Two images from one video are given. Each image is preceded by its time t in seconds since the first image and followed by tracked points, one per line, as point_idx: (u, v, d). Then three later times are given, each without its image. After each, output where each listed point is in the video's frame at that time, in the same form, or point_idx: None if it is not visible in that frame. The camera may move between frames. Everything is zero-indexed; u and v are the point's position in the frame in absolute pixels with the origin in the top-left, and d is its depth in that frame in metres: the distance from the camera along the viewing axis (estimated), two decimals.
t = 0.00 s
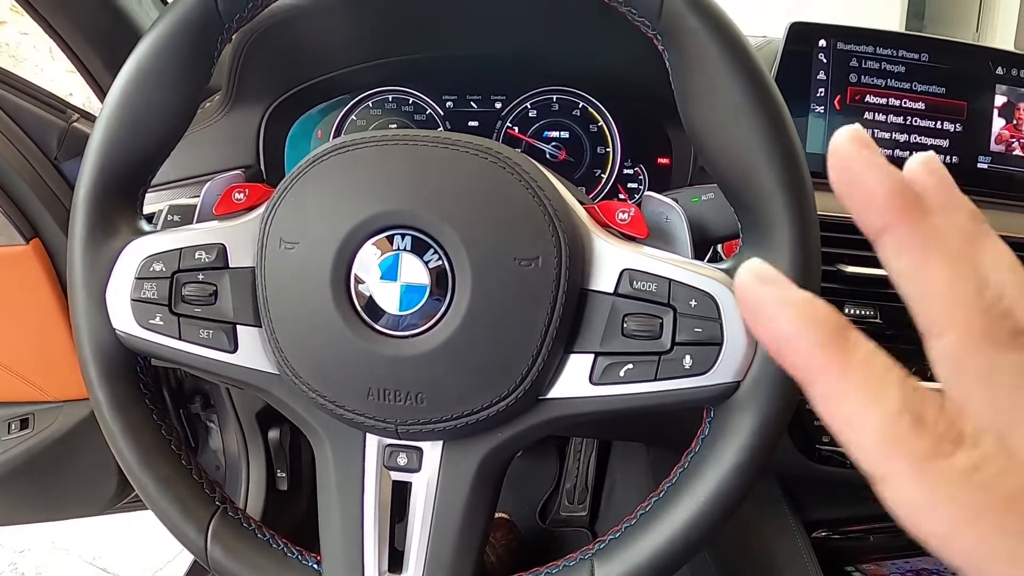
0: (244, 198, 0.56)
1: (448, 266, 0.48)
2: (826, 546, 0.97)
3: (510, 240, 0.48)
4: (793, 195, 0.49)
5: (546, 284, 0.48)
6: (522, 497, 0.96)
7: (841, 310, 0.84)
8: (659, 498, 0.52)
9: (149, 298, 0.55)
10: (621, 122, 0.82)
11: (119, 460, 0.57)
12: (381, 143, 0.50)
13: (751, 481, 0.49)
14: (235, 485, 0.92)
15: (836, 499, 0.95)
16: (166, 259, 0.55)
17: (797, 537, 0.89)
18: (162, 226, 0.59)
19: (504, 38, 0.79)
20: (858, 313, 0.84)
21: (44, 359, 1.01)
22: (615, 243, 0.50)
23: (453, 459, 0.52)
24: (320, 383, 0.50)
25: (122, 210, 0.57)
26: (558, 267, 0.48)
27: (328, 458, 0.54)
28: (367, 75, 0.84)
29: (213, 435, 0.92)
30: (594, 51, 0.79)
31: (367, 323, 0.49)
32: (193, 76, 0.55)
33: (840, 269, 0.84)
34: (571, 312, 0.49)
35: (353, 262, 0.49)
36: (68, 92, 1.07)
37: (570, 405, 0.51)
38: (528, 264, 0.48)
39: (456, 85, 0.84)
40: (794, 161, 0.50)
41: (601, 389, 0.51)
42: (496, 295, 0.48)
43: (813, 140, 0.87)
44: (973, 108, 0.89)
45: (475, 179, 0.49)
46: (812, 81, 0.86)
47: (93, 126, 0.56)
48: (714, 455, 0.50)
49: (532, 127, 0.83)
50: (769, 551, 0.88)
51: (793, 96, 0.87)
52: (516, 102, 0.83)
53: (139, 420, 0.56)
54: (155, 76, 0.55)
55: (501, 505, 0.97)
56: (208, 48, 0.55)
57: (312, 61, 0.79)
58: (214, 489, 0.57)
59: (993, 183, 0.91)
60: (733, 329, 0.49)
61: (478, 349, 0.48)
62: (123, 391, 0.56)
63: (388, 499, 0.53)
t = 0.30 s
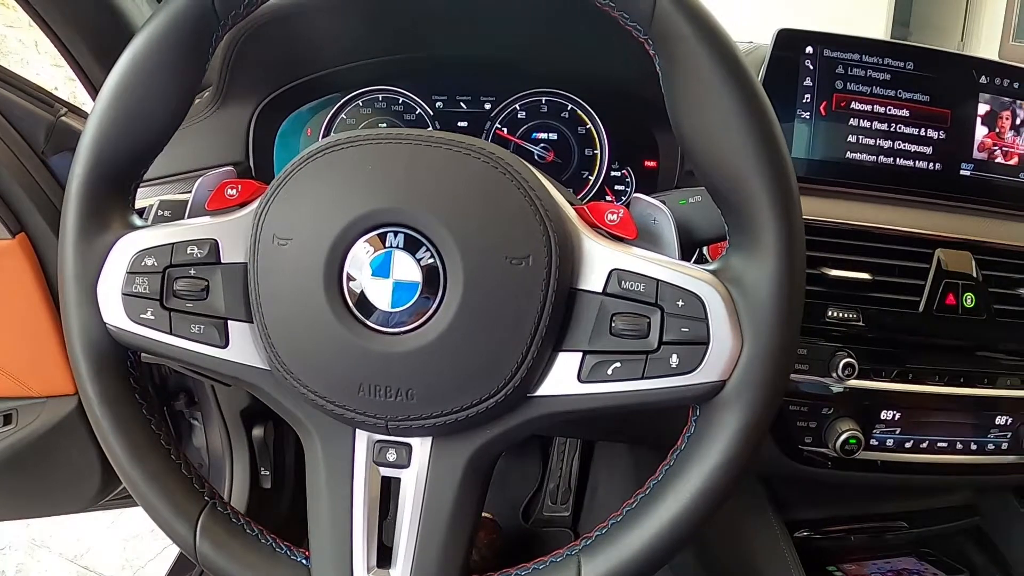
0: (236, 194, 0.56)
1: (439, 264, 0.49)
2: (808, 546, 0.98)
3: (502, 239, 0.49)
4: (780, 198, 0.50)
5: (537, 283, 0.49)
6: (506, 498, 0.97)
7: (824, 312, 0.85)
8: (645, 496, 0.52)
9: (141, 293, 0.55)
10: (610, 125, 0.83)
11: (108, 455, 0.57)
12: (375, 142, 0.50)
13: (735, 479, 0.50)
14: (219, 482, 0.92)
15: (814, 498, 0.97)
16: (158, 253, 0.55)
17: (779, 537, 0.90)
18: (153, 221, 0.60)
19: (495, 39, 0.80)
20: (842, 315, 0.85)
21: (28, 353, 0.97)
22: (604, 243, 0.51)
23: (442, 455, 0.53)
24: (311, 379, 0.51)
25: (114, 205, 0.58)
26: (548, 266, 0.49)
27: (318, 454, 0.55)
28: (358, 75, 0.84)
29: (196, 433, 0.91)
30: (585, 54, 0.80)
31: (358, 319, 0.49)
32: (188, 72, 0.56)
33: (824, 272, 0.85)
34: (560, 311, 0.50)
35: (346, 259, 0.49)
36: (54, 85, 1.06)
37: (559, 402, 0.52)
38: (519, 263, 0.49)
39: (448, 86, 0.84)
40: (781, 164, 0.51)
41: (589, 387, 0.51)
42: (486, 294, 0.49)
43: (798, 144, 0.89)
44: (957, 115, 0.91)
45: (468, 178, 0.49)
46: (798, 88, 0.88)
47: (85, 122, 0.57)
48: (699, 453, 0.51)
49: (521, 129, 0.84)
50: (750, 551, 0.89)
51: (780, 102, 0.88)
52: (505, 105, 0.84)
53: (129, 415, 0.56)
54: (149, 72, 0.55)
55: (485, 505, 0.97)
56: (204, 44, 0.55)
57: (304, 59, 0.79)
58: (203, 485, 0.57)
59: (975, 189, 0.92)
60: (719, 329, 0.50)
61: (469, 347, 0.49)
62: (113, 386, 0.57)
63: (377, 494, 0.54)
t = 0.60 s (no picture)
0: (232, 194, 0.56)
1: (434, 262, 0.49)
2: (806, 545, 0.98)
3: (496, 237, 0.49)
4: (772, 197, 0.51)
5: (531, 280, 0.49)
6: (503, 498, 0.97)
7: (818, 310, 0.85)
8: (639, 492, 0.53)
9: (138, 293, 0.56)
10: (603, 125, 0.83)
11: (105, 454, 0.57)
12: (369, 141, 0.51)
13: (728, 475, 0.51)
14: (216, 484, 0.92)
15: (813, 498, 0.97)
16: (155, 254, 0.56)
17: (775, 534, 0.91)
18: (149, 222, 0.60)
19: (490, 40, 0.80)
20: (836, 313, 0.85)
21: (26, 355, 0.97)
22: (597, 241, 0.52)
23: (437, 453, 0.53)
24: (307, 377, 0.51)
25: (111, 206, 0.58)
26: (542, 264, 0.49)
27: (314, 452, 0.55)
28: (353, 76, 0.85)
29: (194, 434, 0.92)
30: (579, 56, 0.80)
31: (353, 318, 0.50)
32: (184, 74, 0.56)
33: (818, 270, 0.84)
34: (554, 309, 0.50)
35: (341, 258, 0.50)
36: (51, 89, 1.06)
37: (554, 400, 0.52)
38: (512, 261, 0.49)
39: (443, 88, 0.85)
40: (773, 162, 0.51)
41: (583, 384, 0.52)
42: (480, 291, 0.49)
43: (791, 143, 0.89)
44: (950, 114, 0.91)
45: (462, 176, 0.50)
46: (792, 87, 0.88)
47: (82, 123, 0.57)
48: (693, 449, 0.51)
49: (516, 130, 0.84)
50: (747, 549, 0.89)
51: (774, 102, 0.89)
52: (500, 105, 0.84)
53: (126, 414, 0.56)
54: (146, 73, 0.55)
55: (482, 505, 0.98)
56: (201, 46, 0.56)
57: (299, 61, 0.80)
58: (200, 484, 0.58)
59: (968, 187, 0.93)
60: (712, 325, 0.50)
61: (463, 344, 0.49)
62: (110, 385, 0.57)
63: (373, 492, 0.54)
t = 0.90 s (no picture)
0: (228, 182, 0.56)
1: (432, 251, 0.48)
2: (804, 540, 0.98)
3: (496, 226, 0.48)
4: (776, 187, 0.50)
5: (531, 270, 0.49)
6: (501, 491, 0.96)
7: (820, 302, 0.84)
8: (640, 485, 0.52)
9: (132, 282, 0.55)
10: (604, 116, 0.82)
11: (99, 446, 0.57)
12: (368, 128, 0.50)
13: (730, 469, 0.50)
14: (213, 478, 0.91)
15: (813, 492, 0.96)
16: (150, 243, 0.55)
17: (774, 528, 0.91)
18: (145, 211, 0.59)
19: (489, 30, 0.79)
20: (838, 306, 0.84)
21: (22, 348, 0.96)
22: (598, 231, 0.51)
23: (435, 445, 0.53)
24: (304, 367, 0.50)
25: (105, 194, 0.57)
26: (543, 253, 0.49)
27: (311, 444, 0.54)
28: (351, 66, 0.84)
29: (191, 428, 0.91)
30: (579, 46, 0.79)
31: (352, 307, 0.49)
32: (179, 60, 0.55)
33: (820, 263, 0.83)
34: (554, 299, 0.50)
35: (339, 246, 0.49)
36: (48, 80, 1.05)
37: (554, 391, 0.51)
38: (512, 250, 0.48)
39: (442, 77, 0.84)
40: (777, 152, 0.50)
41: (583, 375, 0.51)
42: (479, 281, 0.48)
43: (792, 136, 0.89)
44: (953, 107, 0.90)
45: (461, 164, 0.49)
46: (794, 78, 0.87)
47: (76, 111, 0.56)
48: (694, 442, 0.51)
49: (515, 120, 0.83)
50: (747, 544, 0.89)
51: (776, 94, 0.88)
52: (499, 95, 0.83)
53: (120, 405, 0.56)
54: (140, 59, 0.54)
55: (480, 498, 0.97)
56: (196, 31, 0.55)
57: (296, 50, 0.79)
58: (195, 476, 0.57)
59: (970, 180, 0.92)
60: (715, 316, 0.50)
61: (462, 335, 0.49)
62: (105, 376, 0.56)
63: (370, 485, 0.54)
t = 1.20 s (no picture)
0: (230, 185, 0.56)
1: (435, 254, 0.48)
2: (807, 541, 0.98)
3: (498, 228, 0.48)
4: (777, 190, 0.50)
5: (533, 272, 0.49)
6: (502, 494, 0.96)
7: (821, 305, 0.84)
8: (642, 487, 0.52)
9: (134, 284, 0.55)
10: (605, 119, 0.82)
11: (101, 448, 0.57)
12: (369, 131, 0.50)
13: (732, 471, 0.50)
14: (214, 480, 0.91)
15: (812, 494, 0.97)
16: (152, 244, 0.55)
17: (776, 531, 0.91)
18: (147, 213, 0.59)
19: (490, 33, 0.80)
20: (839, 308, 0.84)
21: (23, 350, 0.96)
22: (599, 233, 0.51)
23: (437, 446, 0.53)
24: (306, 369, 0.50)
25: (107, 196, 0.57)
26: (544, 255, 0.49)
27: (313, 446, 0.55)
28: (352, 68, 0.84)
29: (193, 430, 0.92)
30: (580, 48, 0.80)
31: (354, 310, 0.49)
32: (181, 63, 0.55)
33: (821, 265, 0.83)
34: (556, 301, 0.50)
35: (341, 248, 0.49)
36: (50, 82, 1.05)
37: (556, 393, 0.52)
38: (515, 252, 0.49)
39: (443, 80, 0.84)
40: (778, 154, 0.50)
41: (585, 377, 0.51)
42: (481, 283, 0.48)
43: (793, 138, 0.89)
44: (953, 109, 0.91)
45: (463, 166, 0.49)
46: (795, 81, 0.88)
47: (79, 114, 0.56)
48: (696, 443, 0.51)
49: (517, 123, 0.83)
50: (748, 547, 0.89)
51: (776, 96, 0.88)
52: (500, 98, 0.83)
53: (122, 407, 0.56)
54: (143, 62, 0.55)
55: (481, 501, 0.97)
56: (199, 34, 0.55)
57: (297, 52, 0.79)
58: (197, 478, 0.57)
59: (971, 183, 0.93)
60: (717, 319, 0.50)
61: (464, 337, 0.49)
62: (107, 378, 0.56)
63: (372, 486, 0.54)
